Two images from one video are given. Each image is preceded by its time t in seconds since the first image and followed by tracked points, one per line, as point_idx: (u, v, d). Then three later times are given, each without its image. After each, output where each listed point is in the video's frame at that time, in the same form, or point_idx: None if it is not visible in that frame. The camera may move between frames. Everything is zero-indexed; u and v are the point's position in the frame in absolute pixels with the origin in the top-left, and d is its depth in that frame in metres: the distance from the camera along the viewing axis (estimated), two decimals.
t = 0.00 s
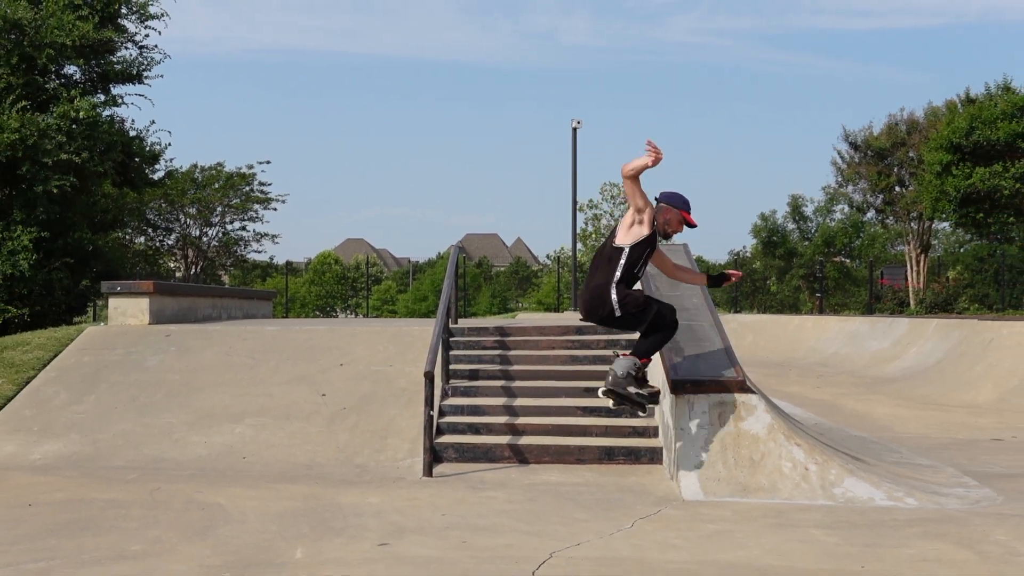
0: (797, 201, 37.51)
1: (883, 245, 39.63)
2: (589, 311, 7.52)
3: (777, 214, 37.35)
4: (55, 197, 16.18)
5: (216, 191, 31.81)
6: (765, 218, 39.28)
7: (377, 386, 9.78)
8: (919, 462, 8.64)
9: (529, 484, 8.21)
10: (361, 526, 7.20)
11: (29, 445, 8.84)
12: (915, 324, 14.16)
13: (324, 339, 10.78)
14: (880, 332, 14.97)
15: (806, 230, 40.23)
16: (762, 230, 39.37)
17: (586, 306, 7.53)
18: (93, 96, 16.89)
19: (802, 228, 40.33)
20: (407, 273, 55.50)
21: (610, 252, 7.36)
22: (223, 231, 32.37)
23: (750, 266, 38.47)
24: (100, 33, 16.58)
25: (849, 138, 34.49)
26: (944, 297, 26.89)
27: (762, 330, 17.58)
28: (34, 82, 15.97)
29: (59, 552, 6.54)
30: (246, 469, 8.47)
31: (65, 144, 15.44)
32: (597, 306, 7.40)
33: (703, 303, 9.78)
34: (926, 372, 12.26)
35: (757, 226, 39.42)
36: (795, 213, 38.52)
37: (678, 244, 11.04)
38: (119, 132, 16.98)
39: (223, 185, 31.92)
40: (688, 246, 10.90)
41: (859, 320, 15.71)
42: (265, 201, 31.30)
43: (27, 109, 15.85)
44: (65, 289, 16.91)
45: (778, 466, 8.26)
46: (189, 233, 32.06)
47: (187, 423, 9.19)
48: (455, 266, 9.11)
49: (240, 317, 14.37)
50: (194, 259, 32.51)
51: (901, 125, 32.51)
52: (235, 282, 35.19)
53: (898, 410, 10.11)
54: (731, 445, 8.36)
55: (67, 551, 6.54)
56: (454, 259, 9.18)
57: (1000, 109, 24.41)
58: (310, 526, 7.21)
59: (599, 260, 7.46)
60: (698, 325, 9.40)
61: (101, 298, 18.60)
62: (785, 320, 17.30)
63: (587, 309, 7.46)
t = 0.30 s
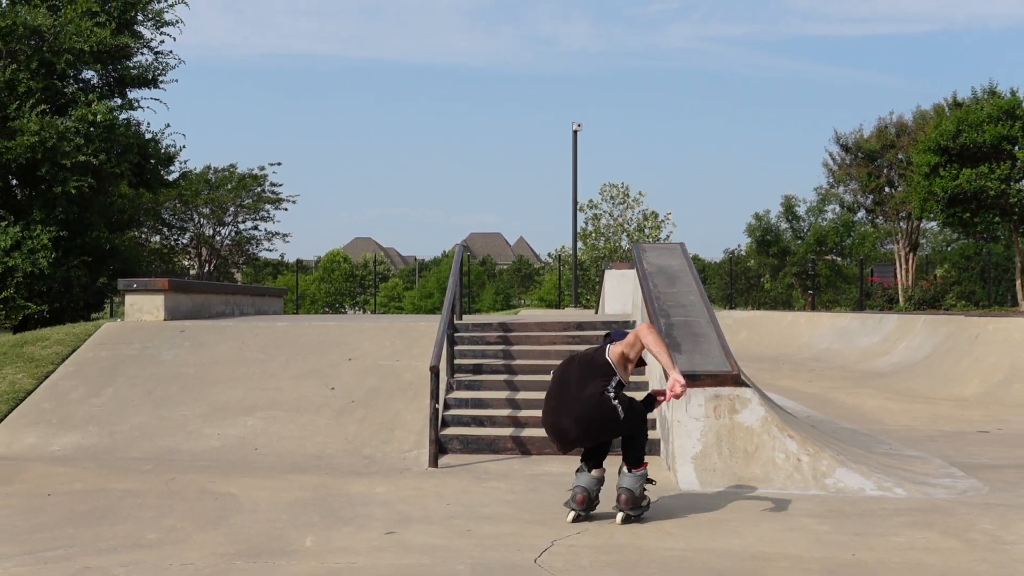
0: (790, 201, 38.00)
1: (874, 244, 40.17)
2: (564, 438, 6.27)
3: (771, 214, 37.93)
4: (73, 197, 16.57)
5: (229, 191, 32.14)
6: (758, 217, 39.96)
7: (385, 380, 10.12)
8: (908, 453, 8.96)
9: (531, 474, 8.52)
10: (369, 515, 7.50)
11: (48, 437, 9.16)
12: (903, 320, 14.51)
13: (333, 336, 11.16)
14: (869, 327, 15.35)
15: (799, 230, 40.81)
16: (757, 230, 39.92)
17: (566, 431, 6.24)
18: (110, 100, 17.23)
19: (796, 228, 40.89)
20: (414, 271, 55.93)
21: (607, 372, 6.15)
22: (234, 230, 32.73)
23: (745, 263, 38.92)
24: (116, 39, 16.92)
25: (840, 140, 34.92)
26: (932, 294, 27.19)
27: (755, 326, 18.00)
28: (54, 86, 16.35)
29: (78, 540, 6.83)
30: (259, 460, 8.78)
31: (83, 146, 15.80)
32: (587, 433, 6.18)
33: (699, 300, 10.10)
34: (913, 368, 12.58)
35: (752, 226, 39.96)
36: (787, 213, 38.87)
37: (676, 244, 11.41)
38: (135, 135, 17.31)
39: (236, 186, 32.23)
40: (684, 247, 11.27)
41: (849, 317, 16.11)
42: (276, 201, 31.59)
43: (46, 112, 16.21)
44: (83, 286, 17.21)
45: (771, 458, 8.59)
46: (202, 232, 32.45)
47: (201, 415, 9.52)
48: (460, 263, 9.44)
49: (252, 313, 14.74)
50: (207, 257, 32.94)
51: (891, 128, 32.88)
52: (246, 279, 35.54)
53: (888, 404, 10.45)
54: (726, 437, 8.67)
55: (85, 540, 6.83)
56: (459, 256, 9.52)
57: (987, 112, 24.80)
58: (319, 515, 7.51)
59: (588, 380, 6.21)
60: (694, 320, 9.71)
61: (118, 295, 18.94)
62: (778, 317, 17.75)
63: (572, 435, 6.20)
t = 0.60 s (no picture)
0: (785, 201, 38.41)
1: (867, 242, 40.56)
2: (534, 397, 5.00)
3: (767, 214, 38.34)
4: (86, 197, 16.82)
5: (239, 191, 32.42)
6: (754, 216, 40.35)
7: (390, 376, 10.39)
8: (900, 447, 9.20)
9: (533, 468, 8.76)
10: (375, 507, 7.75)
11: (63, 431, 9.41)
12: (895, 317, 14.78)
13: (339, 333, 11.43)
14: (862, 324, 15.64)
15: (793, 230, 41.21)
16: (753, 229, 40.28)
17: (542, 386, 5.00)
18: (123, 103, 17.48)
19: (790, 227, 41.31)
20: (419, 269, 56.13)
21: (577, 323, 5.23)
22: (244, 230, 33.03)
23: (741, 261, 39.34)
24: (129, 43, 17.19)
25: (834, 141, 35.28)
26: (923, 293, 28.33)
27: (750, 323, 18.31)
28: (68, 89, 16.62)
29: (92, 532, 7.06)
30: (268, 453, 9.02)
31: (96, 147, 16.08)
32: (564, 398, 5.02)
33: (696, 297, 10.37)
34: (904, 364, 12.83)
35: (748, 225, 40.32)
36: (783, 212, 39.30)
37: (673, 242, 11.68)
38: (147, 136, 17.55)
39: (246, 186, 32.52)
40: (681, 245, 11.54)
41: (841, 314, 16.41)
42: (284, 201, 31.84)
43: (61, 115, 16.47)
44: (96, 283, 17.50)
45: (767, 451, 8.80)
46: (213, 232, 32.81)
47: (211, 410, 9.77)
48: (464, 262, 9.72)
49: (260, 310, 15.02)
50: (217, 256, 33.26)
51: (882, 130, 33.23)
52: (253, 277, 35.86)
53: (880, 400, 10.71)
54: (722, 431, 8.90)
55: (100, 531, 7.07)
56: (463, 256, 9.80)
57: (976, 114, 26.27)
58: (327, 507, 7.75)
59: (561, 329, 5.13)
60: (692, 317, 9.97)
61: (130, 293, 19.22)
62: (772, 314, 18.06)
63: (550, 394, 4.99)
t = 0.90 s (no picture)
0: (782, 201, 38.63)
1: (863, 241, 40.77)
2: (514, 384, 3.91)
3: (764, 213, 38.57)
4: (96, 197, 17.00)
5: (246, 192, 32.63)
6: (751, 216, 40.56)
7: (393, 373, 10.58)
8: (894, 443, 9.36)
9: (534, 462, 8.94)
10: (378, 502, 7.92)
11: (73, 427, 9.58)
12: (890, 315, 14.94)
13: (344, 330, 11.62)
14: (857, 322, 15.83)
15: (790, 230, 41.41)
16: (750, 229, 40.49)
17: (525, 367, 3.93)
18: (132, 104, 17.65)
19: (787, 227, 41.53)
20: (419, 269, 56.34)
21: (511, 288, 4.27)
22: (250, 230, 33.24)
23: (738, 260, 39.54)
24: (137, 46, 17.38)
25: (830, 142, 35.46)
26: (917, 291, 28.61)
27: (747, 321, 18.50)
28: (77, 91, 16.79)
29: (101, 525, 7.24)
30: (273, 448, 9.20)
31: (105, 149, 16.26)
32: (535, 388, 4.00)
33: (694, 295, 10.54)
34: (898, 361, 13.01)
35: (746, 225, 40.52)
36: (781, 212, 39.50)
37: (672, 241, 11.87)
38: (155, 137, 17.74)
39: (252, 187, 32.72)
40: (679, 244, 11.73)
41: (837, 312, 16.59)
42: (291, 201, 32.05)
43: (71, 117, 16.64)
44: (105, 282, 17.70)
45: (764, 447, 8.94)
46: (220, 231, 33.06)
47: (217, 407, 9.96)
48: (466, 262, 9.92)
49: (266, 308, 15.21)
50: (224, 255, 33.50)
51: (877, 131, 33.42)
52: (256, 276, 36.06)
53: (875, 397, 10.87)
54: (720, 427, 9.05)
55: (109, 525, 7.24)
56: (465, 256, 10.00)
57: (969, 116, 26.42)
58: (331, 502, 7.93)
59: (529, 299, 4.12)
60: (690, 315, 10.15)
61: (138, 291, 19.43)
62: (769, 311, 18.24)
63: (535, 382, 3.95)
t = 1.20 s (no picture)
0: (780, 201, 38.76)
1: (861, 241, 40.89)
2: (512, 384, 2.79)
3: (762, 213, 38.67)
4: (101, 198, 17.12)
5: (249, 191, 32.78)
6: (749, 216, 40.69)
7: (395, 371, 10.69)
8: (891, 440, 9.47)
9: (535, 459, 9.05)
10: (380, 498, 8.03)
11: (79, 425, 9.69)
12: (886, 313, 15.05)
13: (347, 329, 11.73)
14: (854, 320, 15.95)
15: (788, 229, 41.54)
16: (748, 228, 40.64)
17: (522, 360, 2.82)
18: (137, 106, 17.81)
19: (785, 227, 41.67)
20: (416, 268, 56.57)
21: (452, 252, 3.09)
22: (253, 229, 33.39)
23: (737, 260, 39.68)
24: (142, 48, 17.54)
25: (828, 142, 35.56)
26: (913, 290, 28.70)
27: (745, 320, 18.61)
28: (83, 92, 16.94)
29: (107, 522, 7.33)
30: (277, 446, 9.31)
31: (110, 149, 16.40)
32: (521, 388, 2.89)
33: (693, 295, 10.65)
34: (895, 359, 13.11)
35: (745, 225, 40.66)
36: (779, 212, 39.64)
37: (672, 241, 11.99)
38: (160, 138, 17.90)
39: (256, 187, 32.87)
40: (679, 245, 11.85)
41: (834, 311, 16.69)
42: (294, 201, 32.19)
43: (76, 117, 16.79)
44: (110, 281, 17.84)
45: (762, 444, 9.05)
46: (224, 231, 33.27)
47: (222, 405, 10.07)
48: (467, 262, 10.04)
49: (270, 306, 15.33)
50: (227, 254, 33.69)
51: (874, 132, 33.53)
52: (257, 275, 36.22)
53: (872, 395, 10.97)
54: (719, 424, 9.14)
55: (115, 522, 7.33)
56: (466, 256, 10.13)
57: (966, 117, 26.41)
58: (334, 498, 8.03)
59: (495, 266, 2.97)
60: (690, 314, 10.26)
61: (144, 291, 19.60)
62: (766, 310, 18.35)
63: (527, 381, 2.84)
